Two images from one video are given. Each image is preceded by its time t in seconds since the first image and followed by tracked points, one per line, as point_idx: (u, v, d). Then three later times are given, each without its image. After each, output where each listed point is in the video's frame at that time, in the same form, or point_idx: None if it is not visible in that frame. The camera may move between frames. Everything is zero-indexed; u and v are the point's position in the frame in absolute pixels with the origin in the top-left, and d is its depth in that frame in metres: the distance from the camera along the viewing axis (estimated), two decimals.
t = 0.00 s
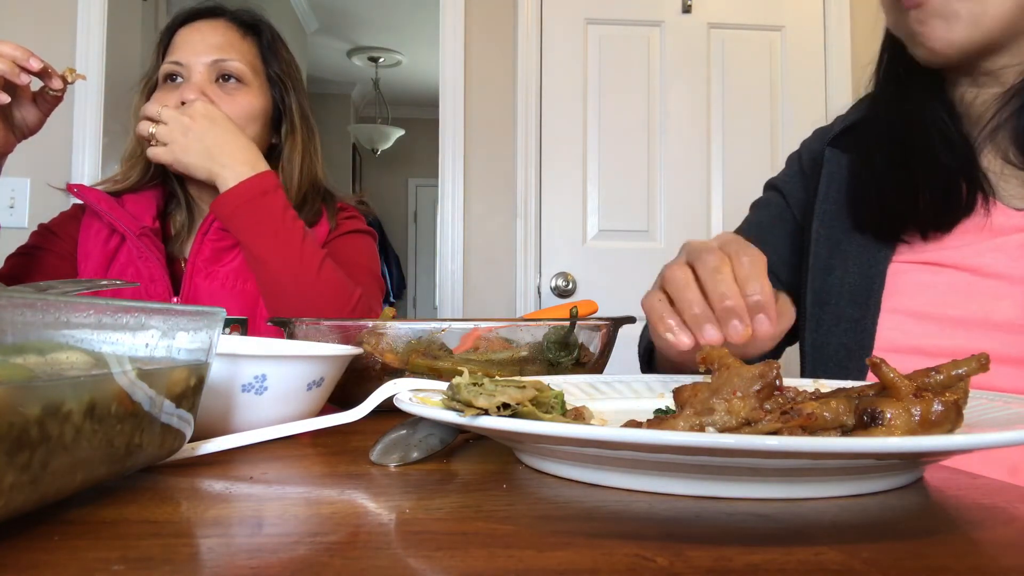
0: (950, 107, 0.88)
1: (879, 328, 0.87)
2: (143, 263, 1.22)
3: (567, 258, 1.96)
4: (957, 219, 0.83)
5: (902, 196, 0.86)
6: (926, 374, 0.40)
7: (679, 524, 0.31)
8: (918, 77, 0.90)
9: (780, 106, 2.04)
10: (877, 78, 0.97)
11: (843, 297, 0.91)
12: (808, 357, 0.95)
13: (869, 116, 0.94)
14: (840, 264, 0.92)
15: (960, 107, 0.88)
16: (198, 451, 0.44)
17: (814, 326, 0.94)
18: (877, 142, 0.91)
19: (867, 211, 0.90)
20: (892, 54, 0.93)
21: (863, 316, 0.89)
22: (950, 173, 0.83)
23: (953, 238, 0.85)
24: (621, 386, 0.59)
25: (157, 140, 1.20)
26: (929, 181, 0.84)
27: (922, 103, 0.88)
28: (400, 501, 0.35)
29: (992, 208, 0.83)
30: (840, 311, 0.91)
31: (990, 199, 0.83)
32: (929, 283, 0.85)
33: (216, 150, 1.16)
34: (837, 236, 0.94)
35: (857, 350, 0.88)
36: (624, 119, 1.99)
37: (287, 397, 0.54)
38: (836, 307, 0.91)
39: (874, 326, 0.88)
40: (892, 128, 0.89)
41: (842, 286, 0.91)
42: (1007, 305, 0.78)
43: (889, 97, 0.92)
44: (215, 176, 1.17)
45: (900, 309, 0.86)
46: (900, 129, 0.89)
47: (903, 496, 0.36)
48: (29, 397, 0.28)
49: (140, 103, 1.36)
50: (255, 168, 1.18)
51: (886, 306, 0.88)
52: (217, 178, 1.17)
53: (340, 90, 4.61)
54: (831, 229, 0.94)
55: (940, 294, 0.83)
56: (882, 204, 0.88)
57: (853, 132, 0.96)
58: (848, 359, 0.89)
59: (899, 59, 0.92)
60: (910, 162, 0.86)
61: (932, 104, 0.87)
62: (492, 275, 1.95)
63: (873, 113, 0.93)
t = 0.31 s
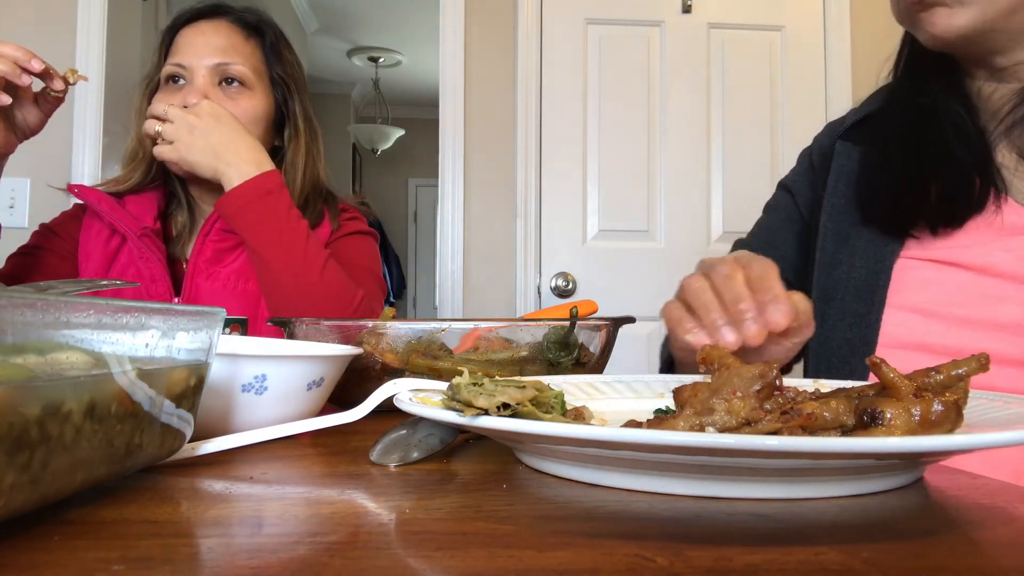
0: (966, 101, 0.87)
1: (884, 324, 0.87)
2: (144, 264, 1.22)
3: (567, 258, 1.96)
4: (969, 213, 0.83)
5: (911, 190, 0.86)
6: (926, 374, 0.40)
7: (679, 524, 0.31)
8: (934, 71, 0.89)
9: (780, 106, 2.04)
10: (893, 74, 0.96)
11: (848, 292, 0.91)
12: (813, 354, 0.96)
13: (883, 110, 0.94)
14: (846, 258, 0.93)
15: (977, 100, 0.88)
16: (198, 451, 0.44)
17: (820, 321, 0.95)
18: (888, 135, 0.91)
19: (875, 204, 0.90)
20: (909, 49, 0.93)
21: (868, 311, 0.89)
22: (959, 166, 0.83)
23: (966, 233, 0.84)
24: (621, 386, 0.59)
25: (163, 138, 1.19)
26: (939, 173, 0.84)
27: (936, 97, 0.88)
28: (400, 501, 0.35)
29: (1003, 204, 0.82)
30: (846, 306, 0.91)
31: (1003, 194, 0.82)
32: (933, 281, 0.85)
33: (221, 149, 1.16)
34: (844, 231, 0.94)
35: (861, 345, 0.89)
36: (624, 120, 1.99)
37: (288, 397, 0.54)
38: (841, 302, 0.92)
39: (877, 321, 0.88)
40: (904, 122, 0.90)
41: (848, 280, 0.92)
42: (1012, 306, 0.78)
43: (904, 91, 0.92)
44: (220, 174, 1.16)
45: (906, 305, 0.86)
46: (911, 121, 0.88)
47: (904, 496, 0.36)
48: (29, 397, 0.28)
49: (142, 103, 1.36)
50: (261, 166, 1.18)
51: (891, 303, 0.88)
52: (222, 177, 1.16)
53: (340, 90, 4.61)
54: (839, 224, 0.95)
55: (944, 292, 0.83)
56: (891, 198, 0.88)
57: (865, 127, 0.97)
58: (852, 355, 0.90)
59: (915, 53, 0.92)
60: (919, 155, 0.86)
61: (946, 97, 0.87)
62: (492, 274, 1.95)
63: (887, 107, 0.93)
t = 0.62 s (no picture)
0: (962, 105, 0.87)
1: (868, 325, 0.87)
2: (144, 264, 1.22)
3: (567, 258, 1.96)
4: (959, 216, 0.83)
5: (901, 191, 0.86)
6: (926, 374, 0.40)
7: (679, 524, 0.31)
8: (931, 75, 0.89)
9: (780, 106, 2.04)
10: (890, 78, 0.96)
11: (835, 293, 0.91)
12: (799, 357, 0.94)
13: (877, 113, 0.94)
14: (836, 259, 0.93)
15: (976, 98, 0.87)
16: (198, 451, 0.44)
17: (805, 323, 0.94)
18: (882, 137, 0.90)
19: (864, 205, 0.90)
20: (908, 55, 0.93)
21: (851, 311, 0.89)
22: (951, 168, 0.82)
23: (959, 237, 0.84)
24: (621, 386, 0.59)
25: (166, 136, 1.19)
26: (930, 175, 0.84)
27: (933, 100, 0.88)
28: (400, 501, 0.35)
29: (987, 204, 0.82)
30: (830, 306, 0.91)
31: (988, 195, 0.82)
32: (923, 282, 0.85)
33: (226, 145, 1.16)
34: (834, 232, 0.94)
35: (843, 347, 0.88)
36: (624, 120, 1.99)
37: (288, 396, 0.54)
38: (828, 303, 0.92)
39: (861, 320, 0.88)
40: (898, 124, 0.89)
41: (836, 281, 0.92)
42: (996, 314, 0.78)
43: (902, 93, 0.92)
44: (224, 172, 1.16)
45: (889, 307, 0.87)
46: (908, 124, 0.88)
47: (903, 496, 0.36)
48: (29, 397, 0.28)
49: (143, 104, 1.36)
50: (265, 165, 1.18)
51: (877, 303, 0.88)
52: (225, 175, 1.16)
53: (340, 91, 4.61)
54: (829, 224, 0.95)
55: (930, 295, 0.83)
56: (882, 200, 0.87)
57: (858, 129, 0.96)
58: (834, 356, 0.88)
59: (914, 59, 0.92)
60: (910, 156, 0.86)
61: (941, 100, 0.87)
62: (492, 275, 1.95)
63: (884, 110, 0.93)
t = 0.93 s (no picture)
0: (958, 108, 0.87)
1: (857, 321, 0.88)
2: (144, 264, 1.22)
3: (567, 258, 1.96)
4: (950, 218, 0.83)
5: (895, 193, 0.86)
6: (926, 374, 0.40)
7: (680, 524, 0.31)
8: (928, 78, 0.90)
9: (780, 106, 2.04)
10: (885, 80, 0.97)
11: (826, 292, 0.92)
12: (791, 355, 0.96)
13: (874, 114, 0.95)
14: (828, 258, 0.93)
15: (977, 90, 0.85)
16: (198, 451, 0.44)
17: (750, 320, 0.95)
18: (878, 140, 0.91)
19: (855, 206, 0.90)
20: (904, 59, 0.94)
21: (840, 310, 0.89)
22: (945, 170, 0.83)
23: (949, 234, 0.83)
24: (621, 386, 0.59)
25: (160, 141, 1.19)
26: (922, 176, 0.84)
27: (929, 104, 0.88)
28: (400, 501, 0.35)
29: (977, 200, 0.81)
30: (821, 305, 0.92)
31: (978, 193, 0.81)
32: (912, 279, 0.85)
33: (219, 148, 1.16)
34: (827, 232, 0.94)
35: (832, 343, 0.89)
36: (623, 119, 1.99)
37: (288, 396, 0.54)
38: (819, 302, 0.92)
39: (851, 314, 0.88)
40: (896, 126, 0.90)
41: (827, 280, 0.92)
42: (978, 313, 0.78)
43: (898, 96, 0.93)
44: (218, 174, 1.16)
45: (878, 306, 0.86)
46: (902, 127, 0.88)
47: (904, 496, 0.36)
48: (29, 398, 0.28)
49: (144, 102, 1.36)
50: (255, 165, 1.18)
51: (866, 302, 0.88)
52: (220, 177, 1.16)
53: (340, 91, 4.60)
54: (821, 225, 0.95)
55: (916, 294, 0.83)
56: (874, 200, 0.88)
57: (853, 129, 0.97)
58: (823, 353, 0.89)
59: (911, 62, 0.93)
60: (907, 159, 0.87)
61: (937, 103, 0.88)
62: (492, 275, 1.95)
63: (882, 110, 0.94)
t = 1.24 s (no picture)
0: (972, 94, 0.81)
1: (872, 315, 0.84)
2: (144, 264, 1.22)
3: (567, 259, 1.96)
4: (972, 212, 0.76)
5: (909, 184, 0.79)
6: (927, 374, 0.40)
7: (680, 524, 0.31)
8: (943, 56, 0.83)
9: (780, 106, 2.04)
10: (899, 55, 0.89)
11: (840, 284, 0.88)
12: (802, 351, 0.93)
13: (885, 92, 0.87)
14: (843, 249, 0.88)
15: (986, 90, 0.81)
16: (198, 451, 0.44)
17: (642, 212, 0.91)
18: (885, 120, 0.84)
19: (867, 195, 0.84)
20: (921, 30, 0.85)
21: (855, 302, 0.86)
22: (958, 162, 0.76)
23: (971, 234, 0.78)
24: (621, 386, 0.59)
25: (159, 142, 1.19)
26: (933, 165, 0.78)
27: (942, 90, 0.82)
28: (399, 501, 0.35)
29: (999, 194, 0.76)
30: (834, 296, 0.88)
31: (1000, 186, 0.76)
32: (929, 275, 0.81)
33: (214, 149, 1.15)
34: (841, 221, 0.89)
35: (845, 335, 0.86)
36: (623, 119, 1.99)
37: (288, 396, 0.54)
38: (833, 294, 0.88)
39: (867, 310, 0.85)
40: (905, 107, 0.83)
41: (841, 272, 0.88)
42: (998, 309, 0.75)
43: (912, 75, 0.85)
44: (214, 175, 1.16)
45: (895, 301, 0.83)
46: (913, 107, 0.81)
47: (904, 496, 0.36)
48: (29, 398, 0.28)
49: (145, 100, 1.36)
50: (254, 166, 1.17)
51: (882, 297, 0.84)
52: (217, 177, 1.16)
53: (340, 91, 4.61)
54: (834, 213, 0.90)
55: (932, 290, 0.80)
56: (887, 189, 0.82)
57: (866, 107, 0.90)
58: (835, 346, 0.86)
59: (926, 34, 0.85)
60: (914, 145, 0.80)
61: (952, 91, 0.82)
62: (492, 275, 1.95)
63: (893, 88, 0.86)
